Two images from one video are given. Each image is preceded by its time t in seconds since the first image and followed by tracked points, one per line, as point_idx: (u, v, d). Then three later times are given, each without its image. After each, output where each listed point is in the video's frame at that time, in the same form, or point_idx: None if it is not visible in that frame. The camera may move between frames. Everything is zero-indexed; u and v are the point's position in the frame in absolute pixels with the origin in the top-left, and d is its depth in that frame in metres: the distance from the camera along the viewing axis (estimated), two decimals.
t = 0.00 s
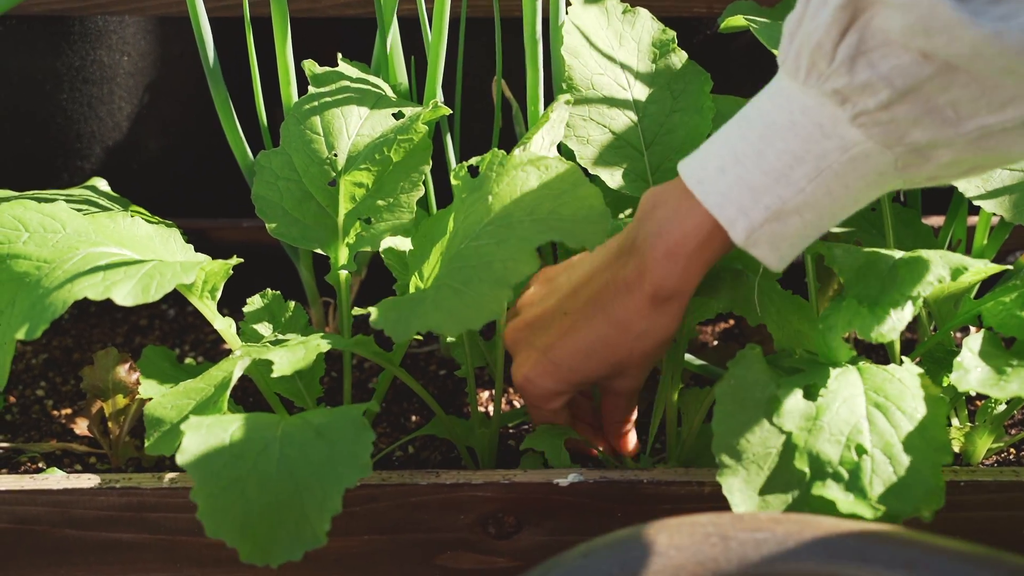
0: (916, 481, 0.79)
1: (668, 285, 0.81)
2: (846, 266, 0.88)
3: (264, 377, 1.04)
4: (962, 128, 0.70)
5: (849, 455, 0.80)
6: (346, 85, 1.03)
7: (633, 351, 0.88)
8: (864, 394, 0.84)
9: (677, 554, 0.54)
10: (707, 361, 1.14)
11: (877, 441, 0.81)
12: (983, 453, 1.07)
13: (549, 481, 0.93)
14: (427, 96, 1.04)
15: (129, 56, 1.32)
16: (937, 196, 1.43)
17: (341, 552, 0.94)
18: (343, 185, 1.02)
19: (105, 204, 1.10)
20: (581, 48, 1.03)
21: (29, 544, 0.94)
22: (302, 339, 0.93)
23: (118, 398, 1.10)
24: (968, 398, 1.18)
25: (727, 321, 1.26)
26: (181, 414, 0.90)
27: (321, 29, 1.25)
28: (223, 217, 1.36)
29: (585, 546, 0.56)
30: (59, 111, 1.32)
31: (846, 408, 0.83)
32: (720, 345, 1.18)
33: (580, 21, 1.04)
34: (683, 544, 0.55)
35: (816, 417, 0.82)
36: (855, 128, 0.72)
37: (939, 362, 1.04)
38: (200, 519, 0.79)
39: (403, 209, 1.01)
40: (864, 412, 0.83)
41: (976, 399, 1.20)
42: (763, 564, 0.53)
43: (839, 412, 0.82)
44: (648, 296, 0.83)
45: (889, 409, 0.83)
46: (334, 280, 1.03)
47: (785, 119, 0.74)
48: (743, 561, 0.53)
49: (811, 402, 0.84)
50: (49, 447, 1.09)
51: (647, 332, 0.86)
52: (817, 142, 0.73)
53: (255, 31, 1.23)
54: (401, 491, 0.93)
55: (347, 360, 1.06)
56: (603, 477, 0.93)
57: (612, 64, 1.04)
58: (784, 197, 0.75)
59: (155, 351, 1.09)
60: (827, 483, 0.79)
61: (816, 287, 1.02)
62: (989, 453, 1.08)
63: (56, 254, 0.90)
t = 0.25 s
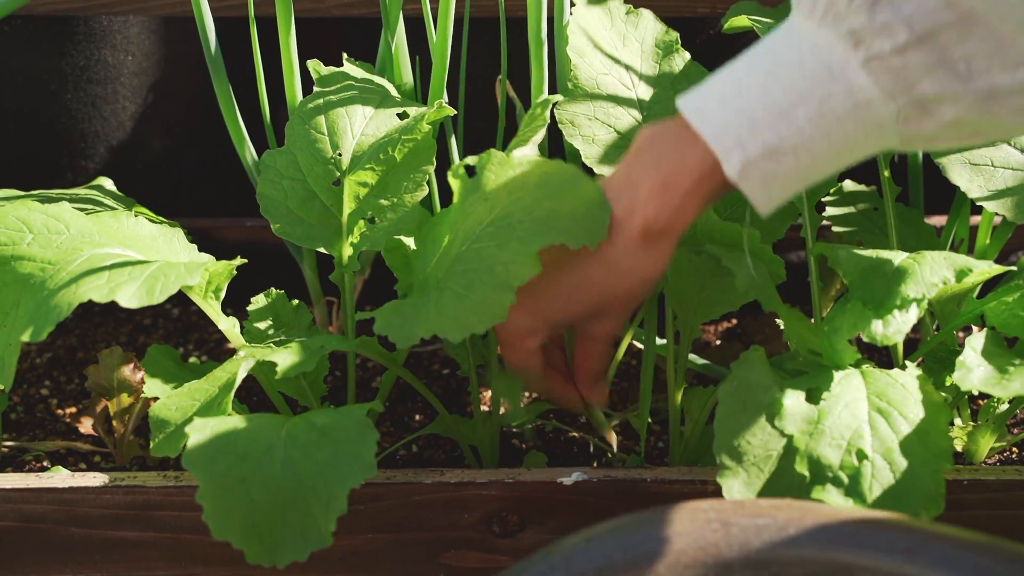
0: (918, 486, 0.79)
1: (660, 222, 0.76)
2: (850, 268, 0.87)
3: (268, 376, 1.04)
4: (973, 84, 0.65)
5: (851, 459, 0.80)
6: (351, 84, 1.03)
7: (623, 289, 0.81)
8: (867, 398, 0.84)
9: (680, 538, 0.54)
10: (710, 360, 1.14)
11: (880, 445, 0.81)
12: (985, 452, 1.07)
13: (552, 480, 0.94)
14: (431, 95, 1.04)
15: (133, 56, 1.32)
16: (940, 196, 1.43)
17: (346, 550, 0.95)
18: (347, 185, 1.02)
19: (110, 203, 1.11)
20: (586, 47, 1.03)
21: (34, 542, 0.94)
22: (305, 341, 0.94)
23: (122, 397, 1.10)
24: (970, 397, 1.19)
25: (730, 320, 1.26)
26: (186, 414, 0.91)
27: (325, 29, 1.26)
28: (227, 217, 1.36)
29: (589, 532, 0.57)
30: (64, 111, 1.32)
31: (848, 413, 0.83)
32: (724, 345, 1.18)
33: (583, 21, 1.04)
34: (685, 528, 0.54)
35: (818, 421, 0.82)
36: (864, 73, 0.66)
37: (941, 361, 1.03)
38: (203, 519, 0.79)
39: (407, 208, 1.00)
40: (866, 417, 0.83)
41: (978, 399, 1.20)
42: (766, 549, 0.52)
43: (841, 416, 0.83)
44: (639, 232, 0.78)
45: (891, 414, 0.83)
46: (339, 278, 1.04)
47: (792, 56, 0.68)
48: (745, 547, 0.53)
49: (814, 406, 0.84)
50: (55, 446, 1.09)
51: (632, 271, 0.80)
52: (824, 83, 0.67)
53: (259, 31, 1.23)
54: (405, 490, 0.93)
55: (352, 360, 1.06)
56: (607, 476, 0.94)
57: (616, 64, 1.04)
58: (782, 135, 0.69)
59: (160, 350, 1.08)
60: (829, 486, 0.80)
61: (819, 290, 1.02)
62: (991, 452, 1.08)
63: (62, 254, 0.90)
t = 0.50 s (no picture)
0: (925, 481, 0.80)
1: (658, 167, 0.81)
2: (856, 266, 0.86)
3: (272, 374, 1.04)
4: (986, 43, 0.75)
5: (858, 456, 0.80)
6: (355, 81, 1.03)
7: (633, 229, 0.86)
8: (873, 395, 0.84)
9: (687, 525, 0.56)
10: (714, 358, 1.14)
11: (886, 443, 0.81)
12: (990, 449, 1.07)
13: (557, 478, 0.93)
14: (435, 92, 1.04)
15: (137, 53, 1.32)
16: (944, 194, 1.43)
17: (350, 547, 0.94)
18: (351, 181, 1.02)
19: (114, 200, 1.11)
20: (588, 45, 1.03)
21: (38, 539, 0.94)
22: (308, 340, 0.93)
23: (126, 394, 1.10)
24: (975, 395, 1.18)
25: (734, 318, 1.26)
26: (189, 413, 0.90)
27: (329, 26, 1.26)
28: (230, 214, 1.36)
29: (598, 518, 0.58)
30: (67, 108, 1.32)
31: (855, 411, 0.83)
32: (728, 342, 1.18)
33: (585, 19, 1.04)
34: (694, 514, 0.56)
35: (824, 419, 0.83)
36: (875, 27, 0.75)
37: (945, 358, 1.03)
38: (210, 520, 0.79)
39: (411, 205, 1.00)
40: (872, 414, 0.83)
41: (983, 397, 1.20)
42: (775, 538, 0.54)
43: (848, 414, 0.83)
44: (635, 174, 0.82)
45: (898, 411, 0.83)
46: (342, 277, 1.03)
47: (806, 8, 0.76)
48: (753, 532, 0.55)
49: (820, 405, 0.84)
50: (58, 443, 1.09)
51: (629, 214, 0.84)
52: (833, 35, 0.75)
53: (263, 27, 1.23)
54: (410, 487, 0.93)
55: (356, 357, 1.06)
56: (611, 473, 0.94)
57: (618, 61, 1.04)
58: (789, 83, 0.76)
59: (163, 347, 1.08)
60: (836, 484, 0.80)
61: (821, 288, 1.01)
62: (996, 450, 1.08)
63: (65, 251, 0.90)
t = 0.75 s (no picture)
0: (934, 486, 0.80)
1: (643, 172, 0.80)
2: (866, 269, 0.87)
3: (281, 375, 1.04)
4: None
5: (868, 461, 0.80)
6: (365, 83, 1.04)
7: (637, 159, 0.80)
8: (883, 400, 0.84)
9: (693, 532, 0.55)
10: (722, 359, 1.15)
11: (896, 447, 0.81)
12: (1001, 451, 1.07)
13: (566, 479, 0.94)
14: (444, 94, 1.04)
15: (146, 54, 1.32)
16: (951, 196, 1.43)
17: (360, 548, 0.95)
18: (361, 183, 1.02)
19: (124, 200, 1.11)
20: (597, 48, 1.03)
21: (49, 539, 0.95)
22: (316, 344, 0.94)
23: (135, 394, 1.10)
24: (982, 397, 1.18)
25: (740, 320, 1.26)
26: (197, 419, 0.91)
27: (338, 27, 1.26)
28: (238, 215, 1.37)
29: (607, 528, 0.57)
30: (76, 109, 1.33)
31: (865, 415, 0.83)
32: (735, 344, 1.19)
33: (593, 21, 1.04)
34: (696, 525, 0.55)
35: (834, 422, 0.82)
36: None
37: (953, 360, 1.03)
38: (217, 522, 0.79)
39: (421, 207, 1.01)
40: (883, 419, 0.83)
41: (990, 398, 1.20)
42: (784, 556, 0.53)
43: (858, 418, 0.83)
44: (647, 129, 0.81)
45: (908, 415, 0.83)
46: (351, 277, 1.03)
47: None
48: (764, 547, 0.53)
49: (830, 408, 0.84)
50: (68, 443, 1.10)
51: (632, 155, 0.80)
52: None
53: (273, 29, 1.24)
54: (419, 487, 0.93)
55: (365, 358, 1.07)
56: (620, 474, 0.94)
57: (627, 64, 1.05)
58: None
59: (173, 347, 1.08)
60: (845, 488, 0.80)
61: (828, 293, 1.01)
62: (1004, 451, 1.08)
63: (75, 253, 0.91)
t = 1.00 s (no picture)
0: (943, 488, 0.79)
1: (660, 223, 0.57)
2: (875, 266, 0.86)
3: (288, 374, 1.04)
4: None
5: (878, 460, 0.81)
6: (372, 83, 1.04)
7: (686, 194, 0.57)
8: (894, 400, 0.84)
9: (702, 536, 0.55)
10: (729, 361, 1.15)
11: (905, 447, 0.81)
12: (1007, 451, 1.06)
13: (574, 479, 0.94)
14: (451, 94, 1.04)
15: (154, 54, 1.32)
16: (958, 196, 1.42)
17: (367, 548, 0.95)
18: (368, 183, 1.02)
19: (131, 200, 1.11)
20: (604, 47, 1.03)
21: (56, 539, 0.95)
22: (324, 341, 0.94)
23: (142, 394, 1.10)
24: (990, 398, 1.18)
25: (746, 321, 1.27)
26: (207, 413, 0.91)
27: (345, 27, 1.26)
28: (244, 215, 1.37)
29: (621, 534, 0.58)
30: (84, 108, 1.33)
31: (875, 414, 0.83)
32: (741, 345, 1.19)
33: (599, 20, 1.04)
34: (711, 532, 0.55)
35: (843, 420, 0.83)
36: None
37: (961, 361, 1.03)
38: (227, 520, 0.79)
39: (427, 206, 1.01)
40: (893, 417, 0.83)
41: (998, 400, 1.20)
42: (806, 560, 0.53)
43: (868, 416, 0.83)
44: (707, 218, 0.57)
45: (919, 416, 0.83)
46: (358, 278, 1.03)
47: None
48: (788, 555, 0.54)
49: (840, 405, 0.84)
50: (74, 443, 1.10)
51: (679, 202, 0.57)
52: None
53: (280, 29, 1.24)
54: (426, 488, 0.93)
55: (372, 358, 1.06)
56: (627, 475, 0.94)
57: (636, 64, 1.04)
58: None
59: (178, 347, 1.10)
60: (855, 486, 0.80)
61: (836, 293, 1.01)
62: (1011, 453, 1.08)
63: (84, 251, 0.91)
